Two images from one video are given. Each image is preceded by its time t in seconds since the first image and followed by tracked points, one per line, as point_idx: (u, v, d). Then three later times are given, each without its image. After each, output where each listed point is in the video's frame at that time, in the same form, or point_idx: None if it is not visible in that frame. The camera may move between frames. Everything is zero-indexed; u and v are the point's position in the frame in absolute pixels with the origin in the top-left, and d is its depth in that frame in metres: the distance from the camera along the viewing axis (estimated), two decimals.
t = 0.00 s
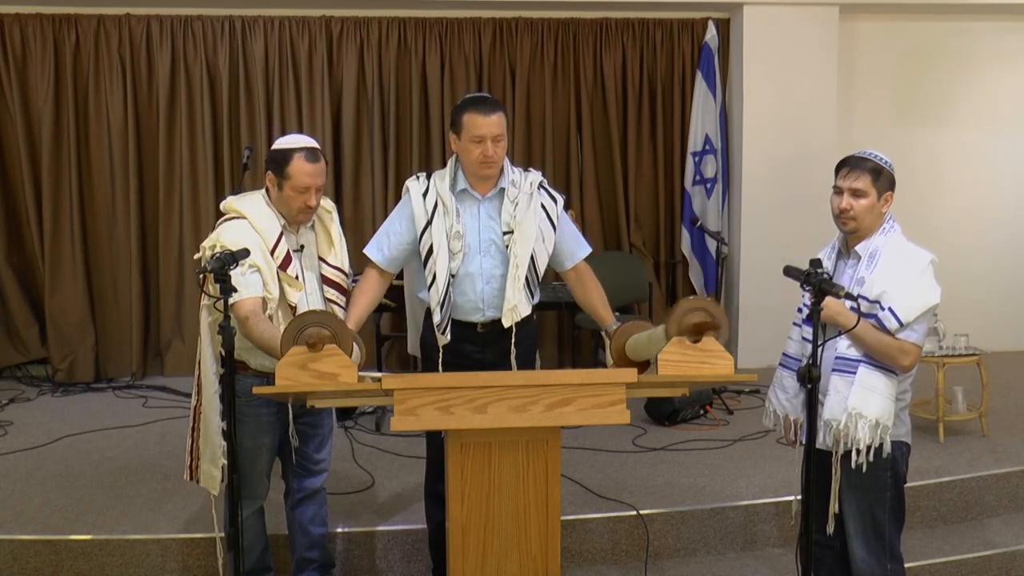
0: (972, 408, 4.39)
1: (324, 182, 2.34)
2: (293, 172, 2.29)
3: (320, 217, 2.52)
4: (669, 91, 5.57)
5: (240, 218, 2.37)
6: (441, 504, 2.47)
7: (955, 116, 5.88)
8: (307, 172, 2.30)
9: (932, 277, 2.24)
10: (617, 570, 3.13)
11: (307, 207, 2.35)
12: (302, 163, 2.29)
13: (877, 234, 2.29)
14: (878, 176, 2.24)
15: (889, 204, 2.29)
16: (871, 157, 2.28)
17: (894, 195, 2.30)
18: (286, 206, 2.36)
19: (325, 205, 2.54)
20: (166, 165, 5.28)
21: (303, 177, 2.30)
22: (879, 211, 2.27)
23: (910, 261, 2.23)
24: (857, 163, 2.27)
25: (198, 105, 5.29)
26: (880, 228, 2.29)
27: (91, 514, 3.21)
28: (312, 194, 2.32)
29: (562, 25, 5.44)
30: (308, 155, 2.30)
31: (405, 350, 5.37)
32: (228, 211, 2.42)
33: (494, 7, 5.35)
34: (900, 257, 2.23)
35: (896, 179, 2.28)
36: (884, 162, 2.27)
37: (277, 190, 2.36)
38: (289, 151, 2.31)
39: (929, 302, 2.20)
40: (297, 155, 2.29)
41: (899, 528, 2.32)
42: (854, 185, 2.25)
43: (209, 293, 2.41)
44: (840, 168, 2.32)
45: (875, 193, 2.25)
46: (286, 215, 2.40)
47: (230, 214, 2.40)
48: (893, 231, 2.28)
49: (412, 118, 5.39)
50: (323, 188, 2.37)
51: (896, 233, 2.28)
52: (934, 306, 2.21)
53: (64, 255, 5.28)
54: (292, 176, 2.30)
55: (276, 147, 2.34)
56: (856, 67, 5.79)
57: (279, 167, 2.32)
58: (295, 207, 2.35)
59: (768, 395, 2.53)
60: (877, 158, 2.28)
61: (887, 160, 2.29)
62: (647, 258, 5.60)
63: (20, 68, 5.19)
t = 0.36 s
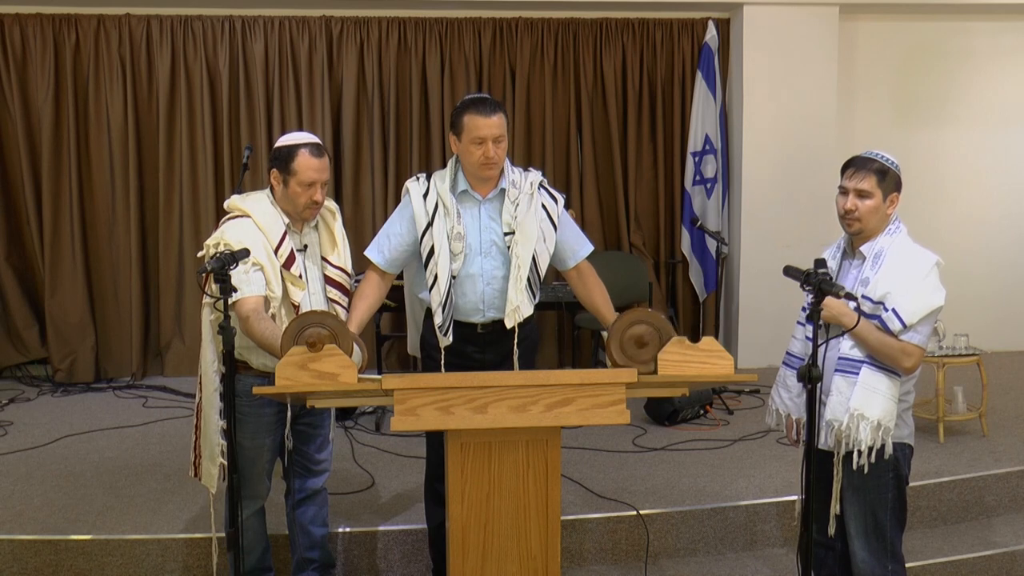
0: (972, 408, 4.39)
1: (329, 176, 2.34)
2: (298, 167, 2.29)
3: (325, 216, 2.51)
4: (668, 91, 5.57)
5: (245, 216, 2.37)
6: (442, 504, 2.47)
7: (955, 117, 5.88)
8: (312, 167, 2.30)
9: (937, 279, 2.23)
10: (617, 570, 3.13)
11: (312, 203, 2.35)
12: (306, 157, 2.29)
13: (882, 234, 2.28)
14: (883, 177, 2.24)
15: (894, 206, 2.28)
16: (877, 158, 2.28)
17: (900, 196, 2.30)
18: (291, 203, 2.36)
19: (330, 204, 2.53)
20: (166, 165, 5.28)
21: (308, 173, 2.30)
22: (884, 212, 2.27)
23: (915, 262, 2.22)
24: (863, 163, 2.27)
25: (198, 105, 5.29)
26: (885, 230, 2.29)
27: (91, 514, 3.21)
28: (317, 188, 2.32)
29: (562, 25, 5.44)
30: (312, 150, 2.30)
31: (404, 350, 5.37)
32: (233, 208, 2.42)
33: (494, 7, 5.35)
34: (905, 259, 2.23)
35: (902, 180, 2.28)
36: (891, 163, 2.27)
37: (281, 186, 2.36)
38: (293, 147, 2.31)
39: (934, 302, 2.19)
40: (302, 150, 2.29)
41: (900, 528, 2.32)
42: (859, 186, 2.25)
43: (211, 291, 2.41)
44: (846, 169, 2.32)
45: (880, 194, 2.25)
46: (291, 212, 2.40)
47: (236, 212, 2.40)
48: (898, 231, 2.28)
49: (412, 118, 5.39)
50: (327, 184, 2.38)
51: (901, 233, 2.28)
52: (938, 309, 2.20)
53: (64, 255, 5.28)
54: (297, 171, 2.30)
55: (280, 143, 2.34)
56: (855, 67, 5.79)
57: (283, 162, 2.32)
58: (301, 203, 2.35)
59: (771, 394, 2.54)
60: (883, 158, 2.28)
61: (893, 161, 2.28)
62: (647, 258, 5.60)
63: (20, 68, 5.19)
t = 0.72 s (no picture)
0: (972, 408, 4.39)
1: (327, 174, 2.35)
2: (298, 164, 2.30)
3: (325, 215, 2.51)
4: (668, 91, 5.56)
5: (244, 215, 2.37)
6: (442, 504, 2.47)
7: (955, 117, 5.88)
8: (310, 164, 2.30)
9: (943, 280, 2.22)
10: (617, 570, 3.13)
11: (312, 200, 2.35)
12: (304, 155, 2.29)
13: (889, 236, 2.28)
14: (890, 178, 2.24)
15: (901, 207, 2.28)
16: (884, 158, 2.28)
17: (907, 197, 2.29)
18: (291, 203, 2.36)
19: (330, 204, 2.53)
20: (166, 165, 5.28)
21: (307, 169, 2.30)
22: (890, 214, 2.27)
23: (920, 262, 2.21)
24: (870, 164, 2.26)
25: (198, 105, 5.29)
26: (891, 231, 2.29)
27: (91, 514, 3.21)
28: (316, 185, 2.32)
29: (562, 25, 5.45)
30: (310, 147, 2.31)
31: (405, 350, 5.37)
32: (233, 208, 2.42)
33: (494, 7, 5.35)
34: (911, 260, 2.22)
35: (909, 181, 2.27)
36: (899, 164, 2.26)
37: (281, 185, 2.36)
38: (291, 144, 2.31)
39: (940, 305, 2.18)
40: (300, 148, 2.30)
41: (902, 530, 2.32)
42: (865, 187, 2.25)
43: (211, 291, 2.41)
44: (853, 170, 2.32)
45: (886, 195, 2.24)
46: (291, 211, 2.40)
47: (235, 212, 2.40)
48: (904, 233, 2.27)
49: (412, 118, 5.39)
50: (327, 182, 2.38)
51: (908, 235, 2.27)
52: (944, 311, 2.18)
53: (64, 255, 5.28)
54: (296, 168, 2.30)
55: (278, 142, 2.34)
56: (855, 67, 5.79)
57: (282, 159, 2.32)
58: (301, 201, 2.34)
59: (776, 394, 2.54)
60: (890, 159, 2.27)
61: (901, 162, 2.28)
62: (647, 258, 5.60)
63: (20, 69, 5.19)
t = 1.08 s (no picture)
0: (972, 407, 4.39)
1: (326, 173, 2.35)
2: (297, 163, 2.30)
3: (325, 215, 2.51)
4: (668, 91, 5.56)
5: (245, 216, 2.37)
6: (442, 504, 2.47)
7: (956, 117, 5.88)
8: (310, 163, 2.30)
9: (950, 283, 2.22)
10: (617, 570, 3.13)
11: (311, 200, 2.35)
12: (303, 153, 2.30)
13: (896, 237, 2.28)
14: (897, 179, 2.23)
15: (908, 209, 2.28)
16: (890, 159, 2.28)
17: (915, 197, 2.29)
18: (292, 202, 2.36)
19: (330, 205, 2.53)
20: (166, 165, 5.28)
21: (306, 168, 2.30)
22: (898, 215, 2.27)
23: (927, 264, 2.21)
24: (877, 166, 2.26)
25: (198, 105, 5.29)
26: (898, 232, 2.29)
27: (91, 514, 3.21)
28: (316, 184, 2.32)
29: (562, 26, 5.45)
30: (309, 146, 2.31)
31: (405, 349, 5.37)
32: (234, 207, 2.41)
33: (493, 7, 5.35)
34: (918, 262, 2.22)
35: (917, 183, 2.27)
36: (906, 166, 2.26)
37: (281, 185, 2.36)
38: (291, 143, 2.32)
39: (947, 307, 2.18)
40: (299, 147, 2.30)
41: (905, 532, 2.32)
42: (871, 189, 2.25)
43: (212, 291, 2.41)
44: (860, 171, 2.32)
45: (893, 196, 2.24)
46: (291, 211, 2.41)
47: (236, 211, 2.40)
48: (912, 234, 2.27)
49: (412, 118, 5.39)
50: (327, 182, 2.38)
51: (915, 236, 2.27)
52: (950, 313, 2.18)
53: (64, 255, 5.28)
54: (296, 167, 2.30)
55: (278, 141, 2.34)
56: (855, 67, 5.79)
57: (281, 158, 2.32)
58: (301, 201, 2.34)
59: (780, 394, 2.54)
60: (896, 159, 2.27)
61: (907, 163, 2.28)
62: (647, 258, 5.60)
63: (20, 69, 5.19)
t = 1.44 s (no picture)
0: (972, 408, 4.39)
1: (327, 172, 2.35)
2: (298, 162, 2.30)
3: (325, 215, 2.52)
4: (668, 91, 5.56)
5: (245, 215, 2.37)
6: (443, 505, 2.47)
7: (956, 117, 5.88)
8: (311, 162, 2.30)
9: (957, 285, 2.22)
10: (617, 570, 3.14)
11: (313, 199, 2.35)
12: (304, 152, 2.30)
13: (903, 239, 2.28)
14: (904, 181, 2.23)
15: (916, 211, 2.28)
16: (898, 160, 2.27)
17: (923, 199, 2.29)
18: (292, 202, 2.36)
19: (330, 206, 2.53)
20: (166, 164, 5.28)
21: (308, 168, 2.30)
22: (906, 217, 2.27)
23: (933, 266, 2.21)
24: (884, 168, 2.26)
25: (198, 105, 5.29)
26: (907, 234, 2.29)
27: (92, 514, 3.21)
28: (317, 183, 2.32)
29: (562, 26, 5.45)
30: (310, 145, 2.31)
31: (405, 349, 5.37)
32: (234, 208, 2.41)
33: (493, 7, 5.35)
34: (925, 264, 2.22)
35: (925, 184, 2.27)
36: (914, 168, 2.26)
37: (281, 184, 2.36)
38: (292, 142, 2.32)
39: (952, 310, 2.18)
40: (300, 146, 2.30)
41: (907, 533, 2.32)
42: (879, 191, 2.25)
43: (212, 291, 2.41)
44: (867, 173, 2.32)
45: (901, 199, 2.24)
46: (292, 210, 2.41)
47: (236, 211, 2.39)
48: (920, 236, 2.27)
49: (412, 118, 5.39)
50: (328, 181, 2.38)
51: (922, 238, 2.27)
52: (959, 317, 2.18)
53: (64, 255, 5.28)
54: (296, 166, 2.30)
55: (278, 141, 2.34)
56: (855, 66, 5.79)
57: (283, 157, 2.32)
58: (302, 200, 2.34)
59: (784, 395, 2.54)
60: (904, 161, 2.27)
61: (915, 164, 2.27)
62: (647, 258, 5.60)
63: (20, 69, 5.19)
